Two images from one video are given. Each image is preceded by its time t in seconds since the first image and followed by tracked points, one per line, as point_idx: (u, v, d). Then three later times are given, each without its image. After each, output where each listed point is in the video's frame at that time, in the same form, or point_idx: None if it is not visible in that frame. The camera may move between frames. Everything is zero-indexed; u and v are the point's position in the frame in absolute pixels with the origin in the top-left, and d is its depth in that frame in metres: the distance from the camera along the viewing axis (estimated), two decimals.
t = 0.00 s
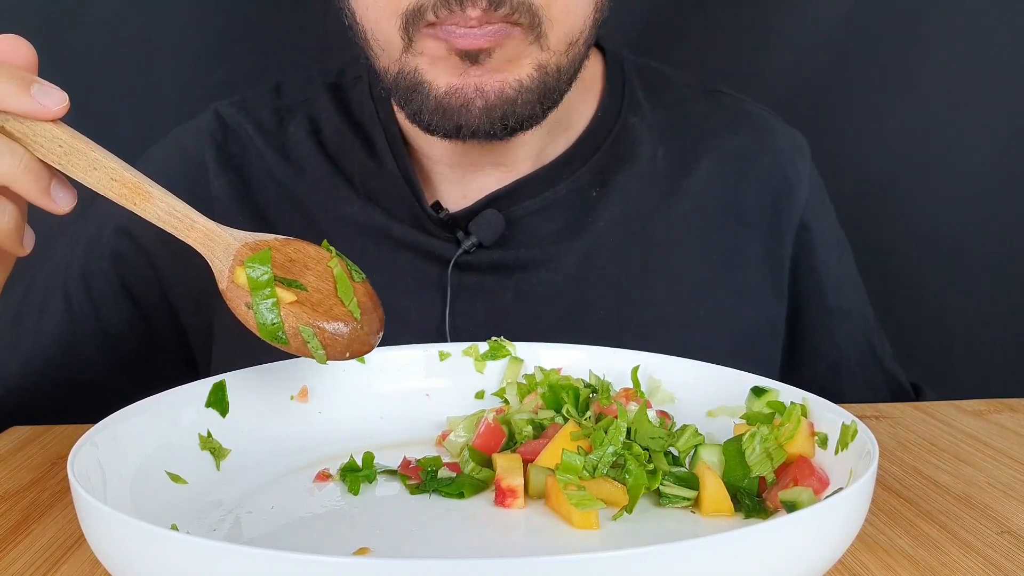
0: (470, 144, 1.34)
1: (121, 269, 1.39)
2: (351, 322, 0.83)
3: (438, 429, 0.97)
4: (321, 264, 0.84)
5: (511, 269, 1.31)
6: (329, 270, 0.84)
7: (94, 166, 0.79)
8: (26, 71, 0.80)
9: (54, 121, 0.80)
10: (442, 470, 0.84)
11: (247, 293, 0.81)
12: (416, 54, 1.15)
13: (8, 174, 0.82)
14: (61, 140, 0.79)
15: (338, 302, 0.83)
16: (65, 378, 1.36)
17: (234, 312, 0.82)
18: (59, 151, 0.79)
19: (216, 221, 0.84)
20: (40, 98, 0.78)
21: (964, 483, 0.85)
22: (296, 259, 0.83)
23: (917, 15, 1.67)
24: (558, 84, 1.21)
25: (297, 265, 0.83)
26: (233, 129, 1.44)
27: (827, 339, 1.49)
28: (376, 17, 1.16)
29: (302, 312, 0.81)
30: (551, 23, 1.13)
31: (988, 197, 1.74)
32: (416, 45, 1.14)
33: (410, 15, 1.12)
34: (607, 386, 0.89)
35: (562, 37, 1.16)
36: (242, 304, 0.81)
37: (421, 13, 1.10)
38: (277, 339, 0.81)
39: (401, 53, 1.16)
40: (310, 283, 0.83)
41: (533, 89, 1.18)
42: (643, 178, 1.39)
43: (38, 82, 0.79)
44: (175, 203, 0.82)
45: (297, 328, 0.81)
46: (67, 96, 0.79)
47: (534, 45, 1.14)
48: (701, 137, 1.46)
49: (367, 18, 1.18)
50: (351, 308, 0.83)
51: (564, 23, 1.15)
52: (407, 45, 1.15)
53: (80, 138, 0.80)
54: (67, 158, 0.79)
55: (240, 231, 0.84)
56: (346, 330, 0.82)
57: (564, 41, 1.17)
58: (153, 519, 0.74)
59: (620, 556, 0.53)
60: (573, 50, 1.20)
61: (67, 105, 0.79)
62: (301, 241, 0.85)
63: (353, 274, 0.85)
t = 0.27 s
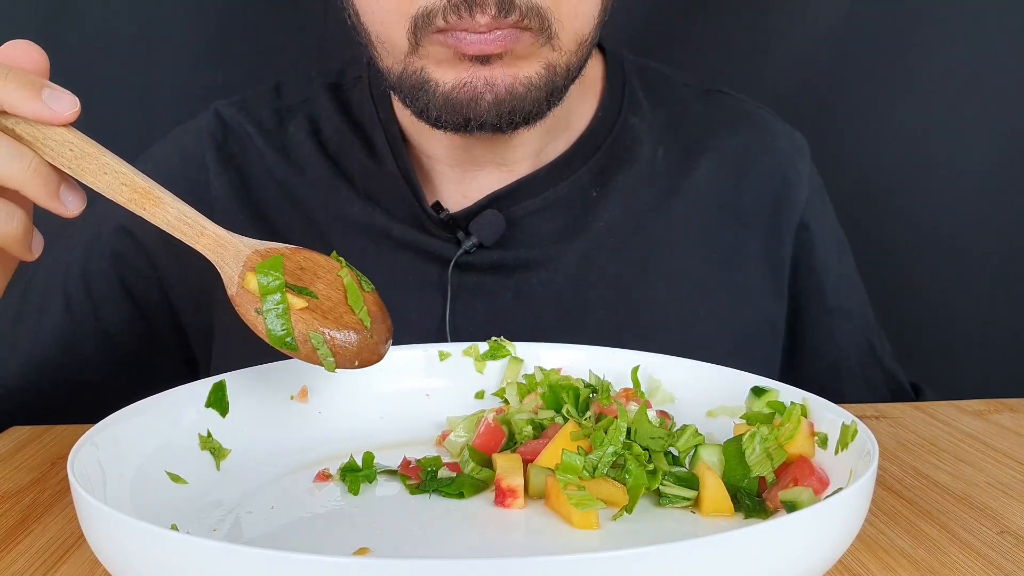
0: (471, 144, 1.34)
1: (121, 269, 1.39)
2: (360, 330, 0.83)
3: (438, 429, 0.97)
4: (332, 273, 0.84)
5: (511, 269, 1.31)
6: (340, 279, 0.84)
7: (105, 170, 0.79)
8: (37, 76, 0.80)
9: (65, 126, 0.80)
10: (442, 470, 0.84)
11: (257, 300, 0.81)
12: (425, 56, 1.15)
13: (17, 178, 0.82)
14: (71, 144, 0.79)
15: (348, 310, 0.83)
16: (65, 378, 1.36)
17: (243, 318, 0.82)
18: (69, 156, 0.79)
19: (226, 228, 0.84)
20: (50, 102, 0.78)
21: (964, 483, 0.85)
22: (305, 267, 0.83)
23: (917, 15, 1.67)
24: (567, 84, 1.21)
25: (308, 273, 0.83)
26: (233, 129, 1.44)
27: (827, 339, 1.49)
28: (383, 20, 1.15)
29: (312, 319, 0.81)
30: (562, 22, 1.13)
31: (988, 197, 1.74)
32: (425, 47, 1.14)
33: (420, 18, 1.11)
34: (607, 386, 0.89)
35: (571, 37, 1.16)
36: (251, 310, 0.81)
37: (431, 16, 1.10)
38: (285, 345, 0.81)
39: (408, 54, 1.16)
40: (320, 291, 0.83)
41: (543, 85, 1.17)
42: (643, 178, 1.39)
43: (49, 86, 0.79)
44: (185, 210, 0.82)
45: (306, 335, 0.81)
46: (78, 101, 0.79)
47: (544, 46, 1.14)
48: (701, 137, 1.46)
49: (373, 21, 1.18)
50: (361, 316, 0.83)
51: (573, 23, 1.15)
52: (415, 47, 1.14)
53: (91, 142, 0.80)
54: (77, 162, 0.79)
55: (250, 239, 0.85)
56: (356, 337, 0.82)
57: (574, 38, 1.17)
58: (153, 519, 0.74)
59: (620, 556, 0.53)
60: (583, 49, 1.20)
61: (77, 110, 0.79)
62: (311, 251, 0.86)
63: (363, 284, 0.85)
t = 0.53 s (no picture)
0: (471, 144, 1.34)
1: (122, 269, 1.39)
2: (365, 338, 0.83)
3: (438, 429, 0.97)
4: (336, 281, 0.84)
5: (512, 268, 1.31)
6: (345, 287, 0.84)
7: (110, 174, 0.79)
8: (43, 79, 0.80)
9: (71, 129, 0.80)
10: (442, 470, 0.84)
11: (262, 305, 0.81)
12: (423, 65, 1.14)
13: (21, 181, 0.82)
14: (76, 148, 0.80)
15: (353, 317, 0.83)
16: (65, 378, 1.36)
17: (247, 325, 0.82)
18: (74, 159, 0.79)
19: (231, 234, 0.84)
20: (56, 106, 0.78)
21: (964, 483, 0.85)
22: (310, 274, 0.83)
23: (916, 15, 1.67)
24: (558, 94, 1.22)
25: (313, 280, 0.83)
26: (233, 129, 1.44)
27: (827, 339, 1.49)
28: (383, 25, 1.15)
29: (318, 325, 0.81)
30: (555, 36, 1.14)
31: (988, 197, 1.74)
32: (423, 55, 1.13)
33: (421, 25, 1.10)
34: (607, 386, 0.89)
35: (564, 48, 1.16)
36: (256, 316, 0.81)
37: (431, 24, 1.09)
38: (291, 351, 0.81)
39: (407, 62, 1.15)
40: (325, 297, 0.83)
41: (534, 99, 1.19)
42: (644, 178, 1.39)
43: (54, 90, 0.79)
44: (191, 215, 0.82)
45: (312, 341, 0.81)
46: (84, 104, 0.79)
47: (538, 58, 1.14)
48: (701, 138, 1.46)
49: (373, 23, 1.17)
50: (366, 323, 0.83)
51: (566, 34, 1.15)
52: (413, 56, 1.14)
53: (96, 146, 0.80)
54: (83, 166, 0.79)
55: (255, 245, 0.85)
56: (361, 344, 0.82)
57: (567, 51, 1.17)
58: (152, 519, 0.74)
59: (619, 557, 0.53)
60: (576, 57, 1.20)
61: (83, 113, 0.79)
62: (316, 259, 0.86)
63: (368, 292, 0.85)
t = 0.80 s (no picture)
0: (470, 144, 1.34)
1: (122, 269, 1.39)
2: (358, 341, 0.83)
3: (438, 429, 0.97)
4: (331, 282, 0.84)
5: (512, 268, 1.31)
6: (338, 288, 0.84)
7: (108, 174, 0.79)
8: (42, 79, 0.80)
9: (69, 130, 0.80)
10: (442, 470, 0.84)
11: (256, 308, 0.81)
12: (425, 62, 1.14)
13: (18, 179, 0.82)
14: (75, 147, 0.80)
15: (346, 319, 0.83)
16: (65, 378, 1.36)
17: (241, 326, 0.82)
18: (72, 158, 0.79)
19: (228, 234, 0.84)
20: (54, 108, 0.78)
21: (964, 483, 0.85)
22: (305, 276, 0.83)
23: (916, 15, 1.67)
24: (565, 87, 1.21)
25: (307, 282, 0.83)
26: (233, 129, 1.44)
27: (827, 338, 1.49)
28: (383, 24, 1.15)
29: (311, 327, 0.81)
30: (559, 28, 1.13)
31: (987, 197, 1.74)
32: (425, 52, 1.13)
33: (420, 24, 1.11)
34: (607, 386, 0.89)
35: (570, 40, 1.16)
36: (250, 318, 0.81)
37: (431, 21, 1.10)
38: (283, 353, 0.81)
39: (408, 60, 1.16)
40: (319, 299, 0.82)
41: (542, 89, 1.18)
42: (644, 177, 1.39)
43: (54, 91, 0.79)
44: (188, 216, 0.82)
45: (305, 343, 0.81)
46: (82, 106, 0.79)
47: (543, 50, 1.14)
48: (701, 137, 1.46)
49: (373, 24, 1.17)
50: (359, 326, 0.83)
51: (571, 25, 1.15)
52: (415, 53, 1.14)
53: (94, 146, 0.80)
54: (81, 166, 0.79)
55: (250, 246, 0.84)
56: (354, 347, 0.82)
57: (571, 44, 1.17)
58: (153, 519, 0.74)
59: (619, 557, 0.53)
60: (581, 51, 1.20)
61: (81, 116, 0.79)
62: (311, 259, 0.86)
63: (362, 293, 0.85)
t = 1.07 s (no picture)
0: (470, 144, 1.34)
1: (122, 269, 1.39)
2: (354, 342, 0.83)
3: (437, 429, 0.97)
4: (326, 283, 0.84)
5: (512, 267, 1.31)
6: (334, 289, 0.84)
7: (104, 174, 0.79)
8: (37, 78, 0.80)
9: (65, 130, 0.80)
10: (442, 470, 0.84)
11: (252, 309, 0.80)
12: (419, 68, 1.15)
13: (14, 179, 0.82)
14: (71, 148, 0.79)
15: (342, 321, 0.83)
16: (66, 378, 1.36)
17: (237, 328, 0.82)
18: (68, 159, 0.79)
19: (224, 235, 0.84)
20: (50, 108, 0.78)
21: (964, 483, 0.85)
22: (300, 277, 0.83)
23: (915, 14, 1.67)
24: (559, 94, 1.21)
25: (303, 283, 0.83)
26: (233, 129, 1.44)
27: (828, 338, 1.49)
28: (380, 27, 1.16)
29: (307, 329, 0.81)
30: (550, 36, 1.13)
31: (987, 197, 1.74)
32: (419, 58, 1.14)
33: (415, 28, 1.11)
34: (607, 386, 0.89)
35: (562, 46, 1.16)
36: (247, 319, 0.81)
37: (425, 26, 1.10)
38: (280, 355, 0.81)
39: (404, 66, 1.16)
40: (315, 301, 0.83)
41: (535, 98, 1.18)
42: (644, 177, 1.39)
43: (48, 91, 0.79)
44: (184, 217, 0.82)
45: (301, 345, 0.81)
46: (77, 106, 0.79)
47: (536, 57, 1.13)
48: (700, 137, 1.46)
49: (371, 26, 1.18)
50: (354, 327, 0.83)
51: (564, 32, 1.15)
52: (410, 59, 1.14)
53: (90, 146, 0.80)
54: (78, 166, 0.79)
55: (246, 246, 0.84)
56: (349, 349, 0.82)
57: (564, 52, 1.17)
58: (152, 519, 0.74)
59: (619, 557, 0.53)
60: (573, 60, 1.20)
61: (76, 115, 0.79)
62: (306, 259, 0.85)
63: (357, 293, 0.85)
